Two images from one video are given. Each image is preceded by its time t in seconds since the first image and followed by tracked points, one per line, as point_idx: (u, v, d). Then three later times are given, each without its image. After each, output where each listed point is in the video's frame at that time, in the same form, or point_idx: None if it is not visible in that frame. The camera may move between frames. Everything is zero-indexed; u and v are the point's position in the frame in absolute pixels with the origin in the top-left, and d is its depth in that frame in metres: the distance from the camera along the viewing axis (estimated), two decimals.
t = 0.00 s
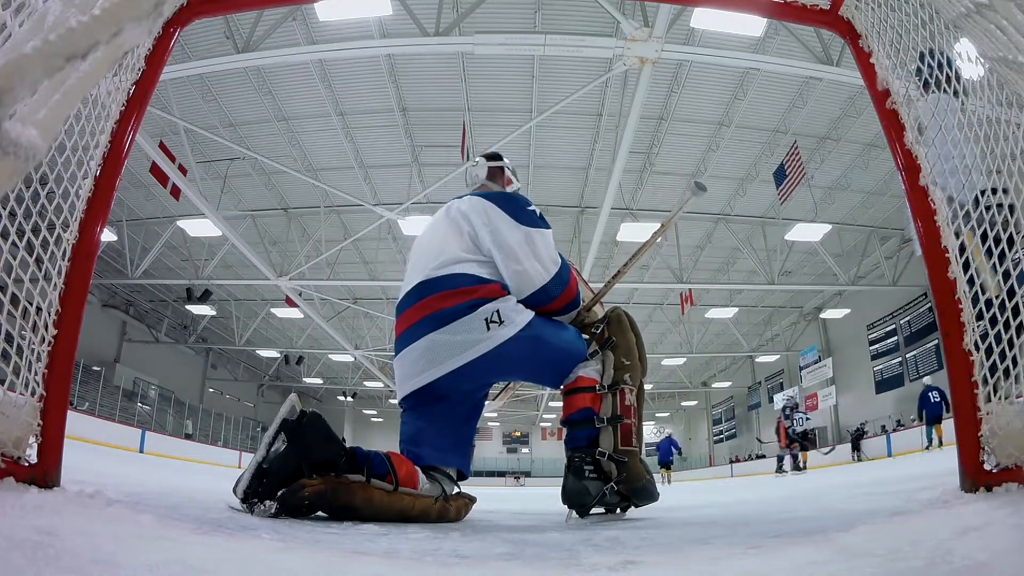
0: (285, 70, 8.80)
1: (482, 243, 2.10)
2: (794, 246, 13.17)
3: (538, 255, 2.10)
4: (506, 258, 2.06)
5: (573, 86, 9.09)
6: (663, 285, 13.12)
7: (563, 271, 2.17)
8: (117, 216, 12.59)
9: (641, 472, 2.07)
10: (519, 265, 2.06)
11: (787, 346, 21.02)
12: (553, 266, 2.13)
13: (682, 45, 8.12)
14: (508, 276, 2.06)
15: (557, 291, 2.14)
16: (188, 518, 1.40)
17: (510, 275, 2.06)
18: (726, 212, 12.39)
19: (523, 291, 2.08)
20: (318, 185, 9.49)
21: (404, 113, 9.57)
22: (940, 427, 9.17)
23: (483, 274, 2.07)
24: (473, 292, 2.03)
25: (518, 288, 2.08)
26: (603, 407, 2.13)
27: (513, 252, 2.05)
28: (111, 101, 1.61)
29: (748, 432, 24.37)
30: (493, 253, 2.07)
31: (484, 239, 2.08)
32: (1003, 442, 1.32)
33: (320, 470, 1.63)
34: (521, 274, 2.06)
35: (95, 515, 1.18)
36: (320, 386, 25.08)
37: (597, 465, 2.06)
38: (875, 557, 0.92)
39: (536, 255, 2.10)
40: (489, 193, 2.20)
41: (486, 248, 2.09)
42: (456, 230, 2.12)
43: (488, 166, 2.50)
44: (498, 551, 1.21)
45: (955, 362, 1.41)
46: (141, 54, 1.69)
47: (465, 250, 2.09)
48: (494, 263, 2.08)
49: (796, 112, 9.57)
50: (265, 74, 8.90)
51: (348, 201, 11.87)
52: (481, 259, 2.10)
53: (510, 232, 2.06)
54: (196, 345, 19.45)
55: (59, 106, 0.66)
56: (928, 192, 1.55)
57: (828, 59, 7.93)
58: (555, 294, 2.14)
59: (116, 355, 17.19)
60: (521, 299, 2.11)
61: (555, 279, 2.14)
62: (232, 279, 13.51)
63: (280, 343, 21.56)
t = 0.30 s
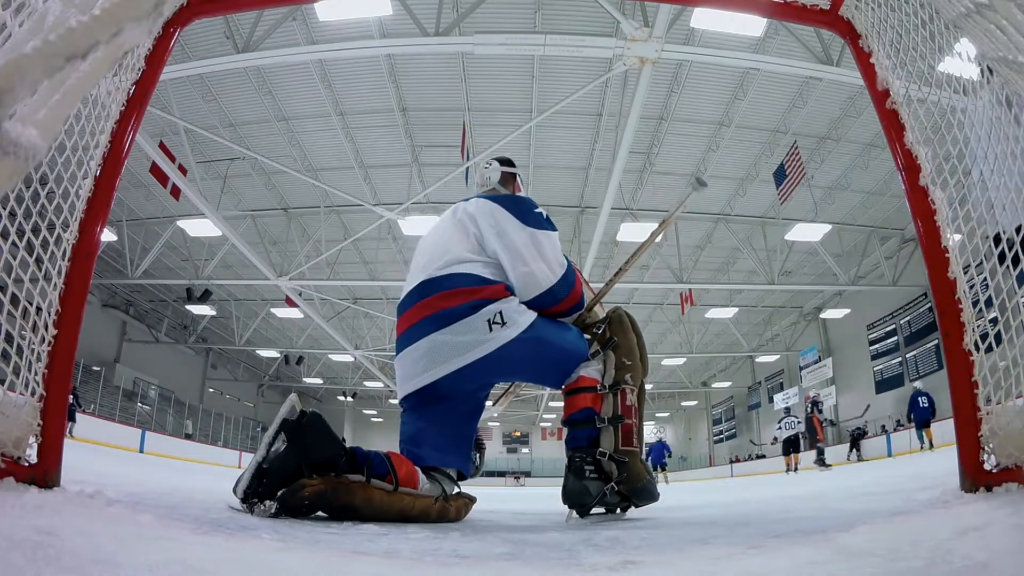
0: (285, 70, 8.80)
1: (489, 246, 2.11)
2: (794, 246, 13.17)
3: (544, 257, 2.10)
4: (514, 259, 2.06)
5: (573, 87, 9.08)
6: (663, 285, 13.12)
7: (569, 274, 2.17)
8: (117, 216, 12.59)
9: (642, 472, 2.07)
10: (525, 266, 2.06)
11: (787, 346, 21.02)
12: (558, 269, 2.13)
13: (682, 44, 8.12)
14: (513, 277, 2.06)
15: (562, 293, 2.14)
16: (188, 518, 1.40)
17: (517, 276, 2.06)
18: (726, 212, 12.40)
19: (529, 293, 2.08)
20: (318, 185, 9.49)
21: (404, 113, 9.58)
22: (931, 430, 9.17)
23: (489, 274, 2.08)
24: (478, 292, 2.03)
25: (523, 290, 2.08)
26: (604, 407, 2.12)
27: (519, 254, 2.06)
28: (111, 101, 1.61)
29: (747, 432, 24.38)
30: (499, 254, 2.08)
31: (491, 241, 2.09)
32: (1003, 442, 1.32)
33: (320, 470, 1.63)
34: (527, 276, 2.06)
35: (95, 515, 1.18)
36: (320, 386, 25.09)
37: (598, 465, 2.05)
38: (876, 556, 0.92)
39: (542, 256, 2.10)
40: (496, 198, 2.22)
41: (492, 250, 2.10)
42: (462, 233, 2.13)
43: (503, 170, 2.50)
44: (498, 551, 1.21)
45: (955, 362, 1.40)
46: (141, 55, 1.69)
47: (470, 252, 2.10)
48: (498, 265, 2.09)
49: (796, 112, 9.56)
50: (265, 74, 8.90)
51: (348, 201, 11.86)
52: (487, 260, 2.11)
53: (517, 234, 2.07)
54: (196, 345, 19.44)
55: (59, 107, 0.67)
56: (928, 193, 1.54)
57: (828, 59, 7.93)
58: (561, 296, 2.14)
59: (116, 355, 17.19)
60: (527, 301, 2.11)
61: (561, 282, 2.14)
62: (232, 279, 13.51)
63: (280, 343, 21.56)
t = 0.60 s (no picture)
0: (285, 70, 8.80)
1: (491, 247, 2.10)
2: (794, 246, 13.17)
3: (548, 259, 2.09)
4: (516, 260, 2.05)
5: (573, 86, 9.08)
6: (663, 285, 13.13)
7: (572, 276, 2.16)
8: (117, 216, 12.60)
9: (642, 472, 2.07)
10: (528, 268, 2.06)
11: (787, 347, 21.02)
12: (562, 271, 2.12)
13: (682, 44, 8.12)
14: (517, 278, 2.06)
15: (566, 295, 2.13)
16: (188, 518, 1.40)
17: (520, 277, 2.06)
18: (726, 212, 12.40)
19: (532, 295, 2.08)
20: (318, 185, 9.48)
21: (403, 113, 9.58)
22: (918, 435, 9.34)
23: (490, 275, 2.08)
24: (481, 292, 2.03)
25: (526, 292, 2.08)
26: (604, 408, 2.12)
27: (521, 256, 2.05)
28: (111, 101, 1.61)
29: (747, 432, 24.28)
30: (502, 254, 2.07)
31: (495, 242, 2.08)
32: (1003, 442, 1.32)
33: (320, 470, 1.63)
34: (530, 277, 2.05)
35: (96, 514, 1.18)
36: (320, 386, 25.08)
37: (598, 465, 2.05)
38: (876, 557, 0.92)
39: (546, 258, 2.09)
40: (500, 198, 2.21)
41: (494, 251, 2.09)
42: (465, 233, 2.13)
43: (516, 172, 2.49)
44: (499, 551, 1.20)
45: (955, 361, 1.41)
46: (141, 55, 1.69)
47: (472, 253, 2.10)
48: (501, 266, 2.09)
49: (796, 112, 9.56)
50: (265, 74, 8.90)
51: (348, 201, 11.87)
52: (490, 261, 2.10)
53: (520, 234, 2.06)
54: (196, 345, 19.44)
55: (59, 107, 0.67)
56: (928, 193, 1.54)
57: (828, 59, 7.93)
58: (565, 298, 2.13)
59: (116, 355, 17.19)
60: (530, 302, 2.10)
61: (565, 284, 2.13)
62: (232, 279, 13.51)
63: (280, 343, 21.57)
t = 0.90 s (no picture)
0: (285, 70, 8.80)
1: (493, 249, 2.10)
2: (793, 247, 13.16)
3: (550, 261, 2.10)
4: (518, 263, 2.06)
5: (573, 86, 9.08)
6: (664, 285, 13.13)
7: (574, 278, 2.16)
8: (117, 216, 12.60)
9: (641, 472, 2.07)
10: (529, 270, 2.06)
11: (787, 347, 21.02)
12: (564, 274, 2.12)
13: (682, 45, 8.12)
14: (519, 281, 2.06)
15: (567, 298, 2.13)
16: (188, 518, 1.39)
17: (521, 280, 2.06)
18: (726, 212, 12.41)
19: (531, 297, 2.08)
20: (318, 185, 9.48)
21: (404, 113, 9.58)
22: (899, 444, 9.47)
23: (490, 277, 2.08)
24: (481, 294, 2.03)
25: (527, 294, 2.08)
26: (602, 408, 2.12)
27: (523, 258, 2.05)
28: (111, 100, 1.61)
29: (747, 432, 24.28)
30: (504, 256, 2.07)
31: (497, 244, 2.08)
32: (1003, 442, 1.32)
33: (320, 470, 1.63)
34: (532, 280, 2.06)
35: (95, 515, 1.18)
36: (320, 386, 25.09)
37: (598, 465, 2.05)
38: (876, 556, 0.92)
39: (547, 261, 2.09)
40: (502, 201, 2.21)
41: (496, 254, 2.10)
42: (467, 235, 2.13)
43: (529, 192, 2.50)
44: (499, 551, 1.20)
45: (954, 362, 1.40)
46: (141, 55, 1.68)
47: (474, 255, 2.10)
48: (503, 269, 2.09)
49: (796, 112, 9.56)
50: (265, 74, 8.90)
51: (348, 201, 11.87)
52: (491, 263, 2.11)
53: (522, 237, 2.06)
54: (196, 345, 19.44)
55: (59, 106, 0.66)
56: (928, 193, 1.54)
57: (828, 59, 7.93)
58: (565, 302, 2.13)
59: (116, 355, 17.18)
60: (530, 304, 2.10)
61: (566, 288, 2.13)
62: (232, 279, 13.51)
63: (280, 343, 21.57)
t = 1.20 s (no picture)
0: (285, 70, 8.80)
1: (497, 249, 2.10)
2: (794, 246, 13.15)
3: (551, 261, 2.10)
4: (521, 261, 2.06)
5: (572, 86, 9.07)
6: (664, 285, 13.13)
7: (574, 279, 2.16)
8: (117, 216, 12.60)
9: (640, 472, 2.06)
10: (532, 270, 2.06)
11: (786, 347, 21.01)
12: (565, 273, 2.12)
13: (682, 45, 8.12)
14: (521, 279, 2.05)
15: (568, 296, 2.13)
16: (188, 518, 1.39)
17: (522, 279, 2.06)
18: (726, 212, 12.41)
19: (532, 296, 2.08)
20: (318, 185, 9.49)
21: (403, 113, 9.58)
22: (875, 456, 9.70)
23: (492, 275, 2.07)
24: (481, 291, 2.01)
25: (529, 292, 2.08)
26: (600, 407, 2.12)
27: (525, 258, 2.06)
28: (111, 101, 1.61)
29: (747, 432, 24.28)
30: (507, 254, 2.08)
31: (501, 243, 2.08)
32: (1003, 442, 1.32)
33: (320, 470, 1.63)
34: (534, 279, 2.05)
35: (95, 515, 1.18)
36: (320, 386, 25.09)
37: (596, 465, 2.06)
38: (876, 556, 0.92)
39: (549, 261, 2.09)
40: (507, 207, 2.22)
41: (498, 251, 2.10)
42: (470, 235, 2.13)
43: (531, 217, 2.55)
44: (498, 551, 1.20)
45: (955, 363, 1.40)
46: (141, 55, 1.68)
47: (476, 254, 2.10)
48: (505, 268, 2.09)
49: (796, 112, 9.56)
50: (265, 74, 8.90)
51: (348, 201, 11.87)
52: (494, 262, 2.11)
53: (524, 238, 2.07)
54: (196, 345, 19.43)
55: (61, 105, 0.67)
56: (928, 193, 1.53)
57: (828, 59, 7.93)
58: (566, 302, 2.13)
59: (116, 355, 17.18)
60: (531, 304, 2.10)
61: (566, 288, 2.13)
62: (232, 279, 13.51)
63: (280, 343, 21.57)
